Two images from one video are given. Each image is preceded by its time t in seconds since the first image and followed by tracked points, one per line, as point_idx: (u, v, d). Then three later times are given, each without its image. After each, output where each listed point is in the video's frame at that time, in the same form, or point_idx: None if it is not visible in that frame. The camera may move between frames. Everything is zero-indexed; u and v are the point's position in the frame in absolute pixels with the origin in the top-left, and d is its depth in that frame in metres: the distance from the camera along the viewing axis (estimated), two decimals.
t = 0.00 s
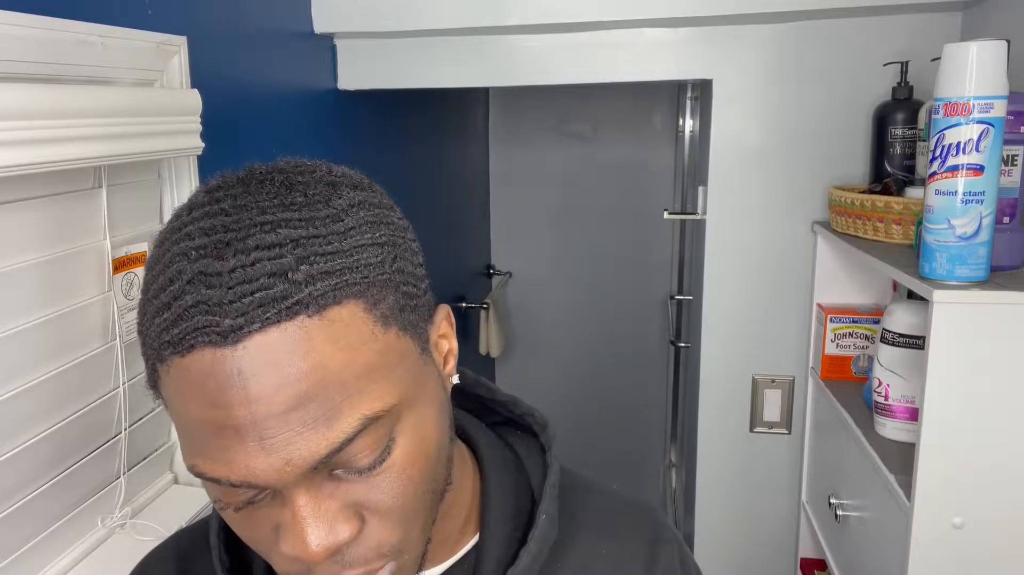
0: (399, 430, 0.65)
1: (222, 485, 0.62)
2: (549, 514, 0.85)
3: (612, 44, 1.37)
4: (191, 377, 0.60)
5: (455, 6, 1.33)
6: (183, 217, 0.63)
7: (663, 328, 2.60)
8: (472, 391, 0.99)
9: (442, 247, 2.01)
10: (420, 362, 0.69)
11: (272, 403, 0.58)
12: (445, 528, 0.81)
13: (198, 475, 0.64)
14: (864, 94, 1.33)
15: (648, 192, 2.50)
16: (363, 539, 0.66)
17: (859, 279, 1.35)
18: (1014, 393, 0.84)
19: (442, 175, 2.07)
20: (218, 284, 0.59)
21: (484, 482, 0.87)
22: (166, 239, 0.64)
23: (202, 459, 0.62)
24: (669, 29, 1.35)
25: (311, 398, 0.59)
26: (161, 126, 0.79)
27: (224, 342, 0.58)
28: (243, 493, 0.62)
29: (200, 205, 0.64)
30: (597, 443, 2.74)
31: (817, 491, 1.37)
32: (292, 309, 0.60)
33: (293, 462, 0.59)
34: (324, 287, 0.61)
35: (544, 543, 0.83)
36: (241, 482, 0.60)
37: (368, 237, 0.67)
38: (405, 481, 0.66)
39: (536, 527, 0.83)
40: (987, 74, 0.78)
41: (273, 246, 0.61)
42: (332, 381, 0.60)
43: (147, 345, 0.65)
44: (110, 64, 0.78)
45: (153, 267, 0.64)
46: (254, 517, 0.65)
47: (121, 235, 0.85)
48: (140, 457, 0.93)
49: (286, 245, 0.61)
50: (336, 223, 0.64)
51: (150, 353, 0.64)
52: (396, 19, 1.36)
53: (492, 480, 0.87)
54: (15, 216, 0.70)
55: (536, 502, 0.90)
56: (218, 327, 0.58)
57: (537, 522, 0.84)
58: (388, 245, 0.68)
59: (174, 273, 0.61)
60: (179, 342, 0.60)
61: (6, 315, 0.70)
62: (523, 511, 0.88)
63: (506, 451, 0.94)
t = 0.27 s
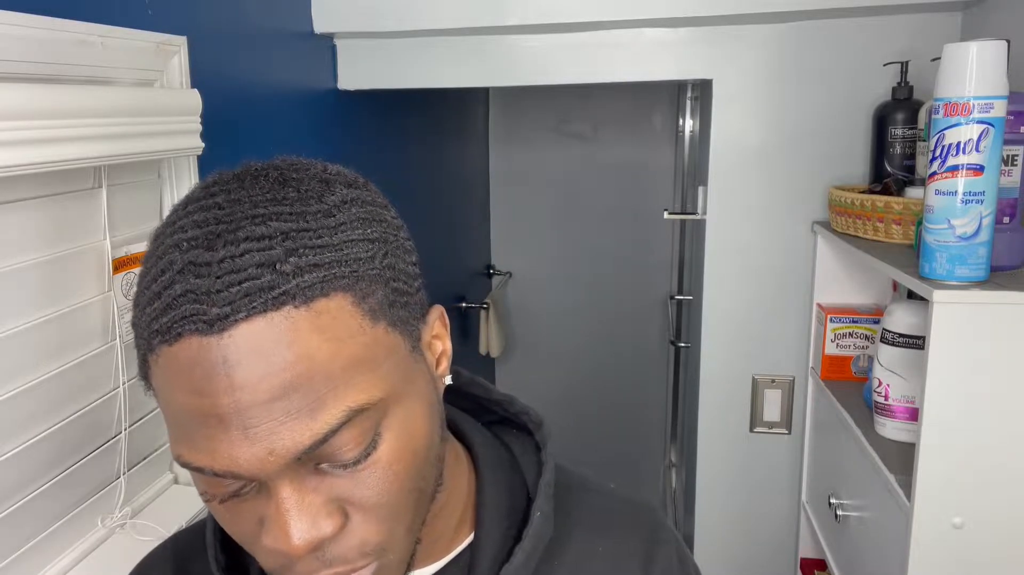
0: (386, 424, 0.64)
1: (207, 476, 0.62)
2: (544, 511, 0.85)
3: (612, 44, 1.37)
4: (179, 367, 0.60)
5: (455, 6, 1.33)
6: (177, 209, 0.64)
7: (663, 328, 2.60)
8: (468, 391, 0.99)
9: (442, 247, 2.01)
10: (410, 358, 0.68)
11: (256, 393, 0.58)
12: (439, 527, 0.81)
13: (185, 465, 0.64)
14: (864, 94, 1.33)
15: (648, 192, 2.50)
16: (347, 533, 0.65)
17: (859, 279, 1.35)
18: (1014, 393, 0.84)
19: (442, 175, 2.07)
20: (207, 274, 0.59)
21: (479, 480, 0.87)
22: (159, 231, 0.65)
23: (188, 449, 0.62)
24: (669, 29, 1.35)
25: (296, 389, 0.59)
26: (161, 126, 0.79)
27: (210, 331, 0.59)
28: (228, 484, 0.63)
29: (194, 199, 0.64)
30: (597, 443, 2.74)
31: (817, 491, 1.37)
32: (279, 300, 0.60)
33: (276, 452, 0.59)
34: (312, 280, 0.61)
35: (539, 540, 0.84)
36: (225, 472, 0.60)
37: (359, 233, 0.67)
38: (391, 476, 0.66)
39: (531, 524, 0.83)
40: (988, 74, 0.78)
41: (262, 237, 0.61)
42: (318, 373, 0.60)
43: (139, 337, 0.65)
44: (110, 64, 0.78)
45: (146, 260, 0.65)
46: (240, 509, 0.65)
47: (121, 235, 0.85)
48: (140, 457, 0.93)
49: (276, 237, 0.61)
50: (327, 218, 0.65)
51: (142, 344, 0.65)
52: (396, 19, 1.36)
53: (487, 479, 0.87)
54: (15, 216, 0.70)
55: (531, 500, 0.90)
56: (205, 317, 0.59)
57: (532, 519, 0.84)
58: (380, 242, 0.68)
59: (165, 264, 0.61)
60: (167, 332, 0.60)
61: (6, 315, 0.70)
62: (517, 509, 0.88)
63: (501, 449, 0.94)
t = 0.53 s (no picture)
0: (381, 423, 0.64)
1: (203, 477, 0.62)
2: (543, 510, 0.85)
3: (612, 43, 1.37)
4: (173, 367, 0.60)
5: (455, 6, 1.33)
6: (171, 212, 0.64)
7: (663, 328, 2.60)
8: (468, 391, 0.99)
9: (442, 247, 2.01)
10: (405, 357, 0.68)
11: (251, 392, 0.58)
12: (438, 525, 0.81)
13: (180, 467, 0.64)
14: (864, 94, 1.33)
15: (648, 192, 2.50)
16: (343, 533, 0.65)
17: (859, 279, 1.35)
18: (1014, 393, 0.84)
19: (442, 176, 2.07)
20: (201, 275, 0.59)
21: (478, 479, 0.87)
22: (154, 234, 0.65)
23: (183, 450, 0.62)
24: (669, 29, 1.35)
25: (290, 388, 0.59)
26: (161, 126, 0.79)
27: (205, 332, 0.59)
28: (223, 485, 0.62)
29: (189, 200, 0.64)
30: (597, 443, 2.74)
31: (817, 491, 1.37)
32: (273, 300, 0.60)
33: (271, 452, 0.59)
34: (306, 279, 0.61)
35: (538, 538, 0.84)
36: (220, 472, 0.60)
37: (354, 233, 0.67)
38: (388, 475, 0.66)
39: (531, 522, 0.83)
40: (987, 74, 0.78)
41: (256, 238, 0.61)
42: (312, 372, 0.60)
43: (134, 340, 0.65)
44: (110, 64, 0.78)
45: (141, 262, 0.65)
46: (236, 510, 0.65)
47: (121, 234, 0.84)
48: (140, 457, 0.93)
49: (270, 238, 0.61)
50: (321, 218, 0.65)
51: (136, 347, 0.65)
52: (396, 19, 1.36)
53: (486, 478, 0.87)
54: (16, 216, 0.70)
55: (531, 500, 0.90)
56: (199, 317, 0.59)
57: (531, 518, 0.84)
58: (374, 243, 0.68)
59: (160, 266, 0.61)
60: (161, 333, 0.60)
61: (6, 315, 0.70)
62: (517, 508, 0.89)
63: (501, 449, 0.94)
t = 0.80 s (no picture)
0: (389, 437, 0.64)
1: (209, 488, 0.62)
2: (545, 510, 0.85)
3: (612, 43, 1.37)
4: (182, 380, 0.60)
5: (455, 6, 1.33)
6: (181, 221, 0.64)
7: (663, 328, 2.60)
8: (470, 391, 0.99)
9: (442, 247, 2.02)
10: (413, 369, 0.68)
11: (260, 408, 0.58)
12: (442, 527, 0.81)
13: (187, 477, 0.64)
14: (864, 94, 1.33)
15: (648, 192, 2.50)
16: (348, 547, 0.65)
17: (859, 279, 1.35)
18: (1014, 393, 0.84)
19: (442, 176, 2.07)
20: (212, 289, 0.59)
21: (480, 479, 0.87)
22: (162, 243, 0.65)
23: (190, 462, 0.62)
24: (669, 29, 1.35)
25: (298, 403, 0.59)
26: (161, 126, 0.79)
27: (215, 348, 0.59)
28: (230, 497, 0.62)
29: (199, 209, 0.64)
30: (597, 443, 2.74)
31: (817, 491, 1.37)
32: (284, 317, 0.60)
33: (278, 467, 0.59)
34: (317, 295, 0.61)
35: (540, 537, 0.84)
36: (226, 485, 0.60)
37: (365, 247, 0.67)
38: (395, 490, 0.65)
39: (532, 522, 0.83)
40: (987, 74, 0.78)
41: (268, 252, 0.61)
42: (320, 388, 0.60)
43: (142, 349, 0.65)
44: (110, 64, 0.78)
45: (150, 271, 0.65)
46: (241, 521, 0.65)
47: (121, 234, 0.84)
48: (140, 457, 0.93)
49: (281, 252, 0.61)
50: (332, 231, 0.64)
51: (144, 356, 0.65)
52: (396, 19, 1.36)
53: (488, 478, 0.87)
54: (16, 216, 0.70)
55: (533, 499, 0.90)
56: (209, 333, 0.59)
57: (533, 518, 0.84)
58: (385, 255, 0.68)
59: (169, 277, 0.61)
60: (170, 346, 0.60)
61: (6, 315, 0.70)
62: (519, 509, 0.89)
63: (503, 450, 0.94)
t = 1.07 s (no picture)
0: (409, 431, 0.64)
1: (231, 475, 0.62)
2: (551, 512, 0.84)
3: (612, 44, 1.37)
4: (209, 367, 0.60)
5: (455, 6, 1.33)
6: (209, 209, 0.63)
7: (663, 328, 2.60)
8: (475, 392, 1.00)
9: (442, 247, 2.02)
10: (433, 364, 0.69)
11: (287, 396, 0.58)
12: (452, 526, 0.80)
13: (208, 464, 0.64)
14: (864, 94, 1.33)
15: (648, 192, 2.50)
16: (365, 540, 0.65)
17: (859, 279, 1.35)
18: (1014, 393, 0.84)
19: (442, 176, 2.07)
20: (243, 278, 0.59)
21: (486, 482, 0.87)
22: (189, 230, 0.64)
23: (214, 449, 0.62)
24: (669, 29, 1.35)
25: (325, 393, 0.59)
26: (161, 126, 0.79)
27: (245, 337, 0.58)
28: (250, 485, 0.62)
29: (226, 199, 0.64)
30: (597, 443, 2.74)
31: (817, 491, 1.37)
32: (314, 308, 0.60)
33: (302, 456, 0.59)
34: (346, 287, 0.61)
35: (546, 540, 0.83)
36: (250, 473, 0.60)
37: (392, 241, 0.67)
38: (413, 484, 0.66)
39: (538, 524, 0.83)
40: (987, 74, 0.78)
41: (298, 242, 0.61)
42: (346, 378, 0.60)
43: (165, 336, 0.65)
44: (110, 64, 0.78)
45: (176, 258, 0.64)
46: (260, 510, 0.65)
47: (121, 234, 0.84)
48: (140, 457, 0.93)
49: (311, 243, 0.61)
50: (360, 224, 0.64)
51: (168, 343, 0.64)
52: (397, 19, 1.36)
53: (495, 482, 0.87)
54: (16, 216, 0.70)
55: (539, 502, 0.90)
56: (240, 321, 0.58)
57: (539, 520, 0.83)
58: (410, 250, 0.68)
59: (198, 264, 0.61)
60: (199, 333, 0.60)
61: (6, 316, 0.70)
62: (524, 511, 0.89)
63: (509, 451, 0.94)
